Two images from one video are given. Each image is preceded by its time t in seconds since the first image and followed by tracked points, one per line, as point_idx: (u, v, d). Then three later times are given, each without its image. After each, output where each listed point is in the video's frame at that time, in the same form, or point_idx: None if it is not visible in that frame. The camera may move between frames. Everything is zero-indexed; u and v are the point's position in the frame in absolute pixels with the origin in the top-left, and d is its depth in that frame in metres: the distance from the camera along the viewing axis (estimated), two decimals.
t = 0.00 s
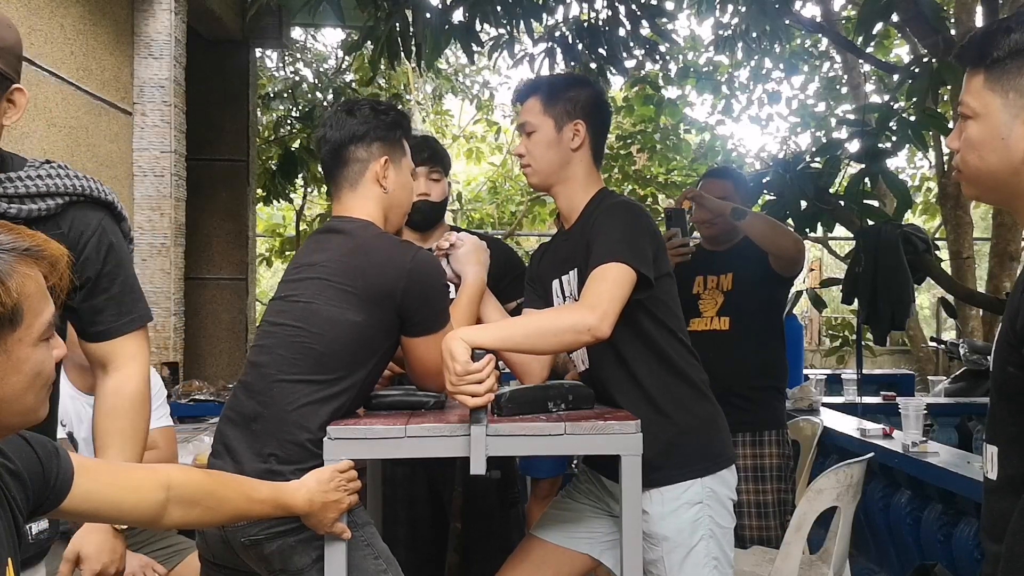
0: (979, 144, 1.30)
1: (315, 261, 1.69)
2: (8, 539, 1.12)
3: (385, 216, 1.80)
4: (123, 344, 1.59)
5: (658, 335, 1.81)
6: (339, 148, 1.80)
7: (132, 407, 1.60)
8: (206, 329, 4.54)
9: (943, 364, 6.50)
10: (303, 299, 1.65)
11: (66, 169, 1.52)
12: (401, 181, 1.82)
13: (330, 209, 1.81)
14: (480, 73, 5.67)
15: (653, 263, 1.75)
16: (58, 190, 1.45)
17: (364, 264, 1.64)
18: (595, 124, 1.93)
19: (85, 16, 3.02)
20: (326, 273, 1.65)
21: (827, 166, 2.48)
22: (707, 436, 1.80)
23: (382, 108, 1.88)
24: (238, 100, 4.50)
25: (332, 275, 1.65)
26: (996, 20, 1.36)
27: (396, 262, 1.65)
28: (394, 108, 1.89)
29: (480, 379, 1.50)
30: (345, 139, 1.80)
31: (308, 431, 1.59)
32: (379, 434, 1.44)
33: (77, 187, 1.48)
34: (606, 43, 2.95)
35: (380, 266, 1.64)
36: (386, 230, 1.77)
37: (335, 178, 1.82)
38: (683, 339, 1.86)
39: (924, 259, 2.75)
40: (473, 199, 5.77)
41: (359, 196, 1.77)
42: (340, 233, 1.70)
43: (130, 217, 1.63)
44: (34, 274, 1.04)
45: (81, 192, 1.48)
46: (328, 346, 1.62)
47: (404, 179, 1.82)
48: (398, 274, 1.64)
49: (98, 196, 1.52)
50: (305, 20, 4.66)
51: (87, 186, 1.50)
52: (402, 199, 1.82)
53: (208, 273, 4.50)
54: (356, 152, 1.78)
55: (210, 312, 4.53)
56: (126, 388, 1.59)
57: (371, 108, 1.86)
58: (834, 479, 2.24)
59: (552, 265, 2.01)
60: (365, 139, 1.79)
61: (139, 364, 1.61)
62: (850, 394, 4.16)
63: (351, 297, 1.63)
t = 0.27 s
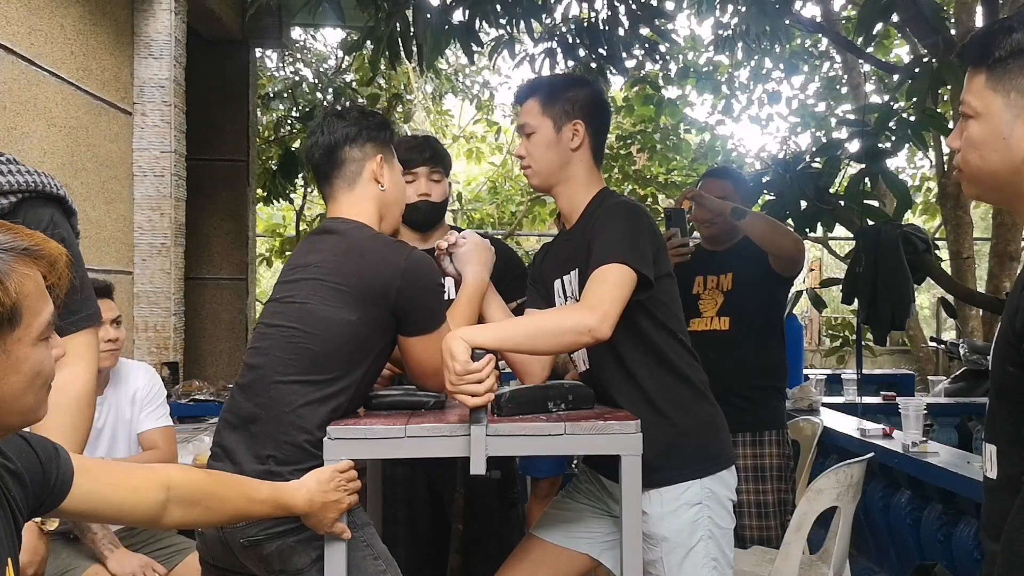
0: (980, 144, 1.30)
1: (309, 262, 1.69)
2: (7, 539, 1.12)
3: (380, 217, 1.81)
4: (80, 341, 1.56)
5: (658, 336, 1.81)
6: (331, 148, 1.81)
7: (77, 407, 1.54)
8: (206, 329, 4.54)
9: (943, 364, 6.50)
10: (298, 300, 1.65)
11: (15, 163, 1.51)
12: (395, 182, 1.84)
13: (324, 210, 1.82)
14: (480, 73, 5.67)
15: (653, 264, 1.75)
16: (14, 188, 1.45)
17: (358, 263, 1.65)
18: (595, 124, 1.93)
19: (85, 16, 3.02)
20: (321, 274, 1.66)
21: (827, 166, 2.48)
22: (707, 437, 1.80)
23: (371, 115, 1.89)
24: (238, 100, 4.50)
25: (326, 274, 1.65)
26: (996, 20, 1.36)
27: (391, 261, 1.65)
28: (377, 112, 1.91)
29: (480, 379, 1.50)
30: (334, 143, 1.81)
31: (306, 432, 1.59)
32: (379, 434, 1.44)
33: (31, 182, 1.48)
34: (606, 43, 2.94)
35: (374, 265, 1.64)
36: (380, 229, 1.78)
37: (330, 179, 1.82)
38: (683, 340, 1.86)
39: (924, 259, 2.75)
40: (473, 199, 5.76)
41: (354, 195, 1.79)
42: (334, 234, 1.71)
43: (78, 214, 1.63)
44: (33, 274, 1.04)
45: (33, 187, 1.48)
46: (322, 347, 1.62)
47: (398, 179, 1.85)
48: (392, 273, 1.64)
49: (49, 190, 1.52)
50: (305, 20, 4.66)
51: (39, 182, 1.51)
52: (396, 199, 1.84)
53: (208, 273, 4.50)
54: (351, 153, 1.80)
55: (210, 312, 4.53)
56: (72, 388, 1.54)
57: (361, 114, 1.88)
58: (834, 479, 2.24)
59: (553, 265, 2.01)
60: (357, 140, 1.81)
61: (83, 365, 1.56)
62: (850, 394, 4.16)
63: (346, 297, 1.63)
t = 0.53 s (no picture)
0: (979, 143, 1.30)
1: (291, 269, 1.69)
2: (7, 539, 1.12)
3: (363, 224, 1.82)
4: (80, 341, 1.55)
5: (659, 337, 1.81)
6: (328, 150, 1.81)
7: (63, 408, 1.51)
8: (206, 329, 4.54)
9: (943, 364, 6.50)
10: (278, 308, 1.66)
11: (30, 167, 1.51)
12: (386, 191, 1.84)
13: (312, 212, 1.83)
14: (480, 73, 5.67)
15: (654, 265, 1.74)
16: (25, 190, 1.44)
17: (335, 265, 1.65)
18: (599, 122, 1.92)
19: (85, 15, 3.02)
20: (299, 280, 1.66)
21: (827, 166, 2.48)
22: (707, 438, 1.80)
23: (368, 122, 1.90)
24: (238, 100, 4.49)
25: (306, 281, 1.66)
26: (996, 19, 1.36)
27: (367, 263, 1.66)
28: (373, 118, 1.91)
29: (480, 378, 1.50)
30: (325, 149, 1.81)
31: (297, 436, 1.59)
32: (379, 435, 1.44)
33: (45, 186, 1.48)
34: (606, 43, 2.94)
35: (350, 268, 1.65)
36: (363, 237, 1.78)
37: (315, 176, 1.82)
38: (684, 340, 1.86)
39: (924, 259, 2.75)
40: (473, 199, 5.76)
41: (341, 201, 1.79)
42: (314, 240, 1.72)
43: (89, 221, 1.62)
44: (33, 274, 1.04)
45: (48, 191, 1.48)
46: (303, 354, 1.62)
47: (387, 189, 1.84)
48: (369, 274, 1.65)
49: (61, 196, 1.52)
50: (305, 20, 4.66)
51: (51, 186, 1.50)
52: (381, 207, 1.84)
53: (208, 273, 4.50)
54: (344, 158, 1.80)
55: (210, 312, 4.53)
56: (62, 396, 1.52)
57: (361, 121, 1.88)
58: (834, 479, 2.24)
59: (554, 264, 2.00)
60: (349, 146, 1.82)
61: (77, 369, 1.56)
62: (851, 394, 4.16)
63: (324, 300, 1.64)
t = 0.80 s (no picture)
0: (978, 143, 1.30)
1: (298, 268, 1.70)
2: (8, 539, 1.12)
3: (372, 223, 1.82)
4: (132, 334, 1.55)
5: (659, 337, 1.81)
6: (336, 147, 1.81)
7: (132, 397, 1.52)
8: (206, 329, 4.55)
9: (943, 364, 6.50)
10: (285, 307, 1.67)
11: (88, 166, 1.57)
12: (394, 190, 1.84)
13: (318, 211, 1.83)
14: (480, 73, 5.67)
15: (654, 265, 1.74)
16: (75, 185, 1.49)
17: (341, 267, 1.65)
18: (599, 122, 1.92)
19: (85, 15, 3.02)
20: (305, 280, 1.67)
21: (827, 167, 2.48)
22: (707, 437, 1.80)
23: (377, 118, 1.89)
24: (238, 100, 4.50)
25: (310, 281, 1.66)
26: (995, 19, 1.36)
27: (374, 265, 1.65)
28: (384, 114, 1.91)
29: (480, 378, 1.50)
30: (334, 147, 1.81)
31: (299, 438, 1.60)
32: (378, 435, 1.44)
33: (97, 179, 1.52)
34: (606, 43, 2.94)
35: (356, 269, 1.65)
36: (372, 237, 1.79)
37: (324, 181, 1.82)
38: (684, 340, 1.86)
39: (924, 259, 2.75)
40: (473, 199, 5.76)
41: (349, 201, 1.79)
42: (322, 239, 1.72)
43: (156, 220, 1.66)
44: (32, 273, 1.04)
45: (100, 185, 1.52)
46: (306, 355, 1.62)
47: (395, 188, 1.85)
48: (375, 277, 1.64)
49: (117, 188, 1.55)
50: (305, 20, 4.66)
51: (109, 182, 1.55)
52: (392, 206, 1.84)
53: (208, 273, 4.51)
54: (350, 158, 1.80)
55: (210, 312, 4.54)
56: (124, 382, 1.51)
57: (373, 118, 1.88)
58: (834, 479, 2.24)
59: (554, 264, 2.00)
60: (357, 146, 1.81)
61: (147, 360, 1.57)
62: (850, 394, 4.16)
63: (330, 301, 1.64)
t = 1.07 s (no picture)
0: (978, 143, 1.30)
1: (287, 266, 1.70)
2: (8, 539, 1.12)
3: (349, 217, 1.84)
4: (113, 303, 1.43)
5: (660, 336, 1.81)
6: (304, 149, 1.78)
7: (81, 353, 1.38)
8: (206, 329, 4.55)
9: (943, 364, 6.50)
10: (275, 302, 1.66)
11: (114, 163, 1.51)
12: (361, 182, 1.85)
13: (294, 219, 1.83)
14: (480, 73, 5.67)
15: (655, 264, 1.74)
16: (90, 182, 1.43)
17: (329, 260, 1.65)
18: (600, 123, 1.92)
19: (85, 15, 3.02)
20: (297, 274, 1.67)
21: (827, 166, 2.46)
22: (707, 437, 1.80)
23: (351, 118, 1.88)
24: (238, 100, 4.50)
25: (303, 276, 1.65)
26: (995, 19, 1.36)
27: (361, 258, 1.65)
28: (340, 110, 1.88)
29: (480, 379, 1.50)
30: (302, 150, 1.78)
31: (298, 429, 1.60)
32: (378, 435, 1.44)
33: (112, 178, 1.45)
34: (606, 43, 2.94)
35: (344, 263, 1.64)
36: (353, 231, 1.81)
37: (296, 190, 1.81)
38: (684, 340, 1.86)
39: (924, 259, 2.75)
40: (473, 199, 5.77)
41: (323, 205, 1.79)
42: (309, 237, 1.72)
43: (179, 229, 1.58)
44: (32, 274, 1.04)
45: (115, 183, 1.45)
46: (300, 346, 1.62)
47: (361, 178, 1.85)
48: (364, 267, 1.64)
49: (133, 188, 1.48)
50: (305, 20, 4.66)
51: (132, 182, 1.48)
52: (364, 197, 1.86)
53: (208, 273, 4.51)
54: (316, 162, 1.78)
55: (210, 312, 4.54)
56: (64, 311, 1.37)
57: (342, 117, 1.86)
58: (834, 479, 2.24)
59: (554, 263, 2.00)
60: (322, 149, 1.79)
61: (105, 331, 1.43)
62: (850, 394, 4.16)
63: (320, 293, 1.63)
